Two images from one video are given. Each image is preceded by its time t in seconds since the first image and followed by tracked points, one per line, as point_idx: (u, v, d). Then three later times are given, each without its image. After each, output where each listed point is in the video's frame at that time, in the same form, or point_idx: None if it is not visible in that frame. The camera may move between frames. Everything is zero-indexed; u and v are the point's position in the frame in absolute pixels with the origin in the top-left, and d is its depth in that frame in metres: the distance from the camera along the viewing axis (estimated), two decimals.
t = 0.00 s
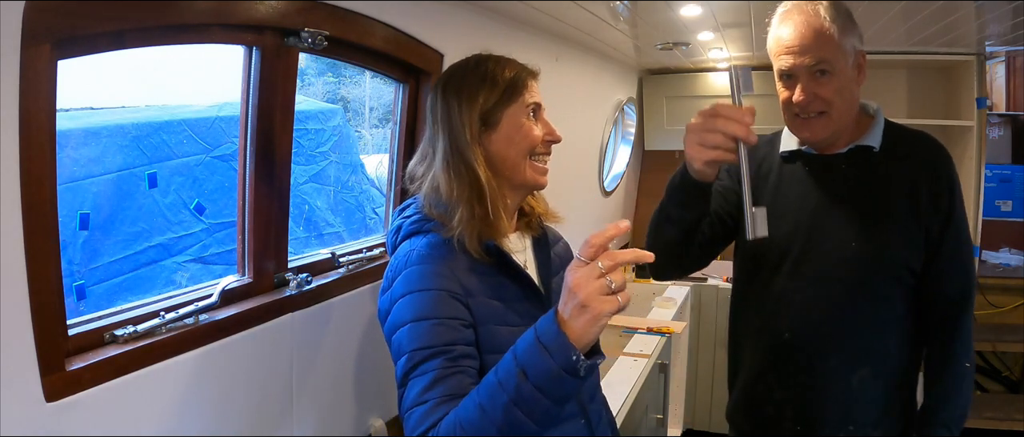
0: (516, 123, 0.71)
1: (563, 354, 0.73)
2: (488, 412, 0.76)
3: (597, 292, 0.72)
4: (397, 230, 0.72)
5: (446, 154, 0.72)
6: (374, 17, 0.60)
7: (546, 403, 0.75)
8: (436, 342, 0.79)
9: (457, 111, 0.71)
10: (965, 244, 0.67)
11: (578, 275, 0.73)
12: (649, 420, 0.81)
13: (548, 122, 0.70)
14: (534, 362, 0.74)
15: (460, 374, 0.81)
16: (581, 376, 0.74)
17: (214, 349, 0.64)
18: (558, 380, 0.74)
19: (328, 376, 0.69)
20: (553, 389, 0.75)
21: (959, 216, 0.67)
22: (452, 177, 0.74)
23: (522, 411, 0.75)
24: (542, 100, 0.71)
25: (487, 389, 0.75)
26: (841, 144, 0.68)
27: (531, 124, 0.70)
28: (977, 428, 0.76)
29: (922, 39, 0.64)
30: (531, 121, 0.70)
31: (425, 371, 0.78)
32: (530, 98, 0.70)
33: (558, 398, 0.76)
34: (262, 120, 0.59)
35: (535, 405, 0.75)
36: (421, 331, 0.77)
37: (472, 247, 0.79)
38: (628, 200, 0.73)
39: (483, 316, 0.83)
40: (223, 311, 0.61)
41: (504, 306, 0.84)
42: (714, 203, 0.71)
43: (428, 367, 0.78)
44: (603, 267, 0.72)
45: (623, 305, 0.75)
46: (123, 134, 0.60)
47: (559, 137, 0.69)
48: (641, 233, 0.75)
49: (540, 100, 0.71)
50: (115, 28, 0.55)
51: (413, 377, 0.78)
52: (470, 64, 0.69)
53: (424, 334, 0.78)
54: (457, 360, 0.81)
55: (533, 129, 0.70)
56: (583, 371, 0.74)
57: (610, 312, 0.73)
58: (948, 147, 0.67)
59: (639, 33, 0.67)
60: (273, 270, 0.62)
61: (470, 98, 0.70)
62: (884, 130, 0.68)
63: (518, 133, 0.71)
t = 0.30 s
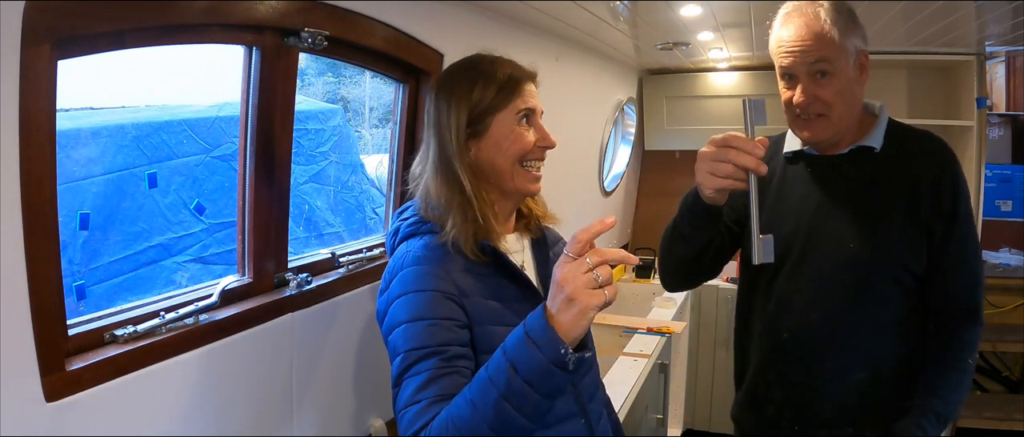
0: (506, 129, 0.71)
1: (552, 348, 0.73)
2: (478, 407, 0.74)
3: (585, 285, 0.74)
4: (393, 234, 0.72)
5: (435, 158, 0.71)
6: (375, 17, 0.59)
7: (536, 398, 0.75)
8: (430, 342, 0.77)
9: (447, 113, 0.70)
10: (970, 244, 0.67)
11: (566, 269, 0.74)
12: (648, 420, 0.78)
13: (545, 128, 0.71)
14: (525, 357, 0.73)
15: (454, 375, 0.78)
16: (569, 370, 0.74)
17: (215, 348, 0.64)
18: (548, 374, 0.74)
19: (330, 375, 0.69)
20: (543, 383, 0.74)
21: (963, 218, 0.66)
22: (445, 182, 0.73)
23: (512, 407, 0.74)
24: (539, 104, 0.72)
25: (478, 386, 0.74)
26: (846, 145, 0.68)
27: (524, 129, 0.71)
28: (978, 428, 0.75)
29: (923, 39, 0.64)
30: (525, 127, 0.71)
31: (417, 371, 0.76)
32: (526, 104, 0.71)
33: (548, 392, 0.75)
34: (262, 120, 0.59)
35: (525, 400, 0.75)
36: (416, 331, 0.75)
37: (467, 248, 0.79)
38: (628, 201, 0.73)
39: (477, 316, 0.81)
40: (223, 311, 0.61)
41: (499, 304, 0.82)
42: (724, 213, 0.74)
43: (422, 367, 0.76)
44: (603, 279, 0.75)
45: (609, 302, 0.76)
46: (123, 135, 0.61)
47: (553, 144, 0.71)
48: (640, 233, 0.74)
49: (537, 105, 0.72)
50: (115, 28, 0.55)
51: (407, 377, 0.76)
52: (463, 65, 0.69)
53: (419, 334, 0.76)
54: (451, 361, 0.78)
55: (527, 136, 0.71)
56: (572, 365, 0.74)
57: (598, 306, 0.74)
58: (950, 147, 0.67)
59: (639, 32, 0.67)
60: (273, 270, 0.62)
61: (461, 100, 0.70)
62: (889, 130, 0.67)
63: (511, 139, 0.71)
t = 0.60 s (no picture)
0: (500, 131, 0.71)
1: (540, 355, 0.72)
2: (467, 412, 0.74)
3: (582, 296, 0.72)
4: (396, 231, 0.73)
5: (431, 160, 0.71)
6: (375, 17, 0.59)
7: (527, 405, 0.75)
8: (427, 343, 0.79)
9: (448, 112, 0.70)
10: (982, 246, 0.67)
11: (564, 278, 0.72)
12: (648, 420, 0.81)
13: (539, 130, 0.71)
14: (514, 364, 0.73)
15: (448, 377, 0.80)
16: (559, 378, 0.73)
17: (215, 349, 0.63)
18: (537, 382, 0.73)
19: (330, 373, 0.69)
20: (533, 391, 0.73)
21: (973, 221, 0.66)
22: (439, 183, 0.73)
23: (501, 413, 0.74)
24: (536, 105, 0.72)
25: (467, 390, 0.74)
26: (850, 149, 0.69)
27: (518, 134, 0.71)
28: (977, 428, 0.74)
29: (923, 39, 0.65)
30: (520, 129, 0.71)
31: (410, 371, 0.78)
32: (522, 104, 0.71)
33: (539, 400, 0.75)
34: (262, 120, 0.59)
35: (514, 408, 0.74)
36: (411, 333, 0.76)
37: (464, 247, 0.81)
38: (628, 201, 0.74)
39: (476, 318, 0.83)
40: (223, 311, 0.61)
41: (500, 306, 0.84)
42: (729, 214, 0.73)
43: (416, 368, 0.78)
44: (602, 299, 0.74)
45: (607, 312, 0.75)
46: (122, 135, 0.59)
47: (548, 145, 0.70)
48: (640, 234, 0.74)
49: (537, 107, 0.72)
50: (115, 28, 0.55)
51: (402, 377, 0.78)
52: (466, 66, 0.69)
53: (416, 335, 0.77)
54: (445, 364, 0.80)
55: (521, 136, 0.70)
56: (563, 374, 0.73)
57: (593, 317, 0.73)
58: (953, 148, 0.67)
59: (639, 33, 0.67)
60: (273, 270, 0.62)
61: (461, 103, 0.70)
62: (898, 132, 0.68)
63: (505, 141, 0.71)
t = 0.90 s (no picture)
0: (479, 143, 0.65)
1: None
2: None
3: None
4: (406, 223, 0.70)
5: (443, 157, 0.65)
6: (374, 17, 0.60)
7: None
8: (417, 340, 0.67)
9: (466, 107, 0.64)
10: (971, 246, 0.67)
11: (572, 430, 0.61)
12: (649, 418, 0.81)
13: (527, 142, 0.65)
14: None
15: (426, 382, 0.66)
16: None
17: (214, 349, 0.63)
18: None
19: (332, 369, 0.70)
20: None
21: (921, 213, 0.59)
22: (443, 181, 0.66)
23: None
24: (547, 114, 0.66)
25: None
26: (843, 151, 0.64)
27: (502, 147, 0.65)
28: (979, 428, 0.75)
29: (922, 39, 0.66)
30: (501, 143, 0.65)
31: (389, 366, 0.65)
32: (509, 113, 0.64)
33: None
34: (262, 119, 0.59)
35: None
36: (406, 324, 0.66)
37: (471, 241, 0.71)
38: (628, 200, 0.77)
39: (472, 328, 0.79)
40: (223, 311, 0.61)
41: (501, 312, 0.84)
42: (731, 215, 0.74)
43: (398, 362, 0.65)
44: None
45: None
46: (123, 135, 0.59)
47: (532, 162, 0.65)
48: (639, 233, 0.77)
49: (547, 115, 0.66)
50: (115, 28, 0.55)
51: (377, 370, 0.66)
52: (479, 63, 0.64)
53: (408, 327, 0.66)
54: (425, 369, 0.66)
55: (502, 152, 0.65)
56: None
57: None
58: (949, 144, 0.67)
59: (639, 33, 0.67)
60: (273, 270, 0.62)
61: (476, 104, 0.64)
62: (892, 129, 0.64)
63: (484, 157, 0.65)
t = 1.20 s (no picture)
0: (496, 140, 0.63)
1: None
2: None
3: None
4: (411, 227, 0.67)
5: (454, 156, 0.64)
6: (376, 18, 0.59)
7: None
8: (409, 333, 0.59)
9: (480, 103, 0.62)
10: (957, 242, 0.69)
11: None
12: (648, 419, 0.78)
13: (545, 142, 0.62)
14: None
15: (417, 375, 0.57)
16: None
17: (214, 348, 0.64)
18: None
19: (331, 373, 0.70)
20: None
21: (892, 234, 0.59)
22: (456, 179, 0.64)
23: None
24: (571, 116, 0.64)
25: None
26: (813, 146, 0.64)
27: (518, 146, 0.62)
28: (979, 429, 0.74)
29: (922, 39, 0.67)
30: (516, 141, 0.63)
31: (373, 357, 0.57)
32: (524, 110, 0.62)
33: None
34: (262, 120, 0.59)
35: None
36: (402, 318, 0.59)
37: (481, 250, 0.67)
38: (628, 200, 0.78)
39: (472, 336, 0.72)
40: (223, 311, 0.61)
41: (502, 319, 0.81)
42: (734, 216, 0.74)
43: (384, 353, 0.56)
44: None
45: None
46: (122, 135, 0.60)
47: (546, 163, 0.61)
48: (639, 233, 0.78)
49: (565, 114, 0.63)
50: (114, 28, 0.54)
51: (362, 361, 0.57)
52: (495, 53, 0.62)
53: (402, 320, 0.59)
54: (414, 366, 0.57)
55: (519, 151, 0.62)
56: None
57: None
58: (949, 147, 0.68)
59: (639, 32, 0.69)
60: (273, 270, 0.62)
61: (493, 98, 0.61)
62: (875, 129, 0.62)
63: (500, 156, 0.62)
